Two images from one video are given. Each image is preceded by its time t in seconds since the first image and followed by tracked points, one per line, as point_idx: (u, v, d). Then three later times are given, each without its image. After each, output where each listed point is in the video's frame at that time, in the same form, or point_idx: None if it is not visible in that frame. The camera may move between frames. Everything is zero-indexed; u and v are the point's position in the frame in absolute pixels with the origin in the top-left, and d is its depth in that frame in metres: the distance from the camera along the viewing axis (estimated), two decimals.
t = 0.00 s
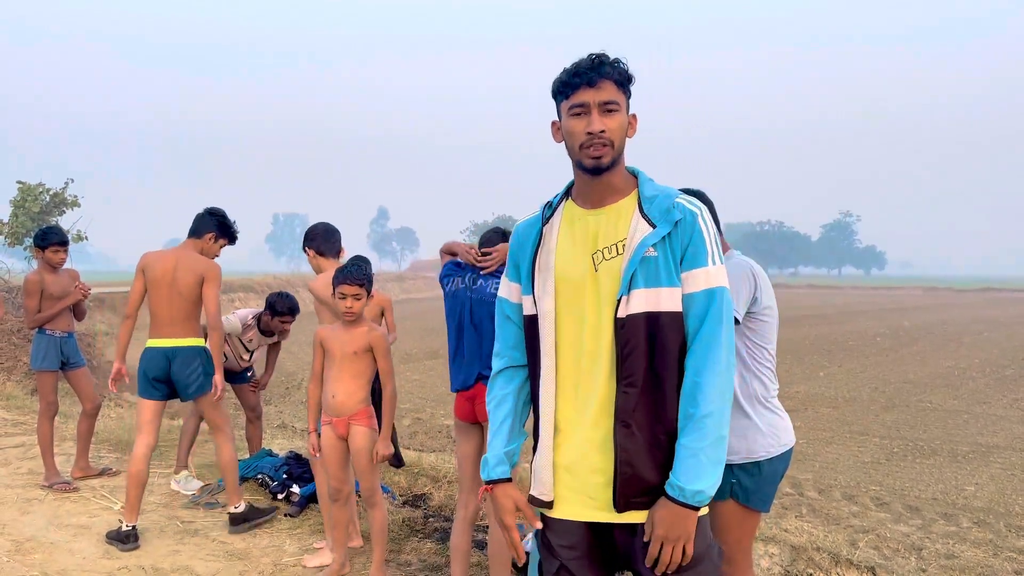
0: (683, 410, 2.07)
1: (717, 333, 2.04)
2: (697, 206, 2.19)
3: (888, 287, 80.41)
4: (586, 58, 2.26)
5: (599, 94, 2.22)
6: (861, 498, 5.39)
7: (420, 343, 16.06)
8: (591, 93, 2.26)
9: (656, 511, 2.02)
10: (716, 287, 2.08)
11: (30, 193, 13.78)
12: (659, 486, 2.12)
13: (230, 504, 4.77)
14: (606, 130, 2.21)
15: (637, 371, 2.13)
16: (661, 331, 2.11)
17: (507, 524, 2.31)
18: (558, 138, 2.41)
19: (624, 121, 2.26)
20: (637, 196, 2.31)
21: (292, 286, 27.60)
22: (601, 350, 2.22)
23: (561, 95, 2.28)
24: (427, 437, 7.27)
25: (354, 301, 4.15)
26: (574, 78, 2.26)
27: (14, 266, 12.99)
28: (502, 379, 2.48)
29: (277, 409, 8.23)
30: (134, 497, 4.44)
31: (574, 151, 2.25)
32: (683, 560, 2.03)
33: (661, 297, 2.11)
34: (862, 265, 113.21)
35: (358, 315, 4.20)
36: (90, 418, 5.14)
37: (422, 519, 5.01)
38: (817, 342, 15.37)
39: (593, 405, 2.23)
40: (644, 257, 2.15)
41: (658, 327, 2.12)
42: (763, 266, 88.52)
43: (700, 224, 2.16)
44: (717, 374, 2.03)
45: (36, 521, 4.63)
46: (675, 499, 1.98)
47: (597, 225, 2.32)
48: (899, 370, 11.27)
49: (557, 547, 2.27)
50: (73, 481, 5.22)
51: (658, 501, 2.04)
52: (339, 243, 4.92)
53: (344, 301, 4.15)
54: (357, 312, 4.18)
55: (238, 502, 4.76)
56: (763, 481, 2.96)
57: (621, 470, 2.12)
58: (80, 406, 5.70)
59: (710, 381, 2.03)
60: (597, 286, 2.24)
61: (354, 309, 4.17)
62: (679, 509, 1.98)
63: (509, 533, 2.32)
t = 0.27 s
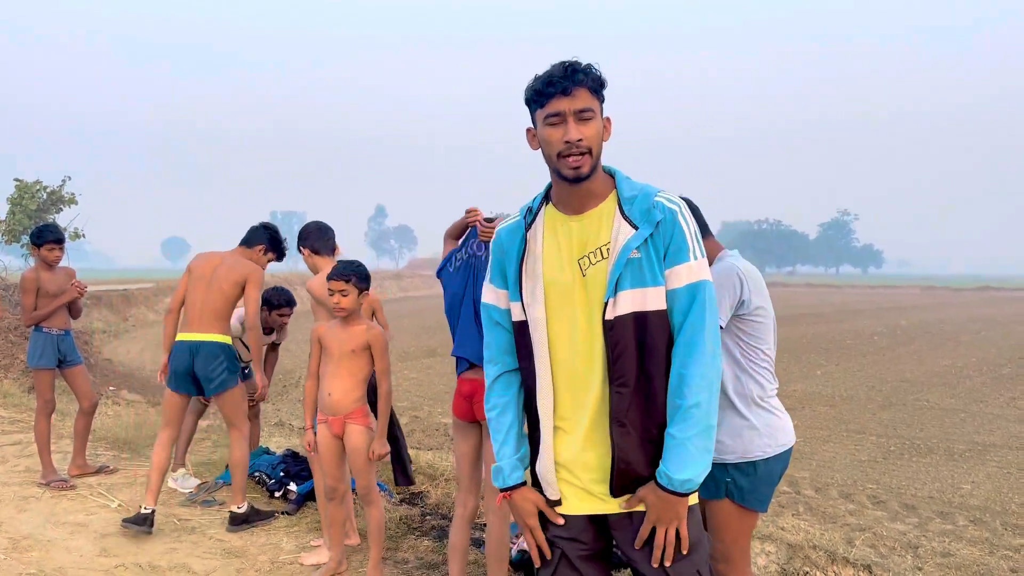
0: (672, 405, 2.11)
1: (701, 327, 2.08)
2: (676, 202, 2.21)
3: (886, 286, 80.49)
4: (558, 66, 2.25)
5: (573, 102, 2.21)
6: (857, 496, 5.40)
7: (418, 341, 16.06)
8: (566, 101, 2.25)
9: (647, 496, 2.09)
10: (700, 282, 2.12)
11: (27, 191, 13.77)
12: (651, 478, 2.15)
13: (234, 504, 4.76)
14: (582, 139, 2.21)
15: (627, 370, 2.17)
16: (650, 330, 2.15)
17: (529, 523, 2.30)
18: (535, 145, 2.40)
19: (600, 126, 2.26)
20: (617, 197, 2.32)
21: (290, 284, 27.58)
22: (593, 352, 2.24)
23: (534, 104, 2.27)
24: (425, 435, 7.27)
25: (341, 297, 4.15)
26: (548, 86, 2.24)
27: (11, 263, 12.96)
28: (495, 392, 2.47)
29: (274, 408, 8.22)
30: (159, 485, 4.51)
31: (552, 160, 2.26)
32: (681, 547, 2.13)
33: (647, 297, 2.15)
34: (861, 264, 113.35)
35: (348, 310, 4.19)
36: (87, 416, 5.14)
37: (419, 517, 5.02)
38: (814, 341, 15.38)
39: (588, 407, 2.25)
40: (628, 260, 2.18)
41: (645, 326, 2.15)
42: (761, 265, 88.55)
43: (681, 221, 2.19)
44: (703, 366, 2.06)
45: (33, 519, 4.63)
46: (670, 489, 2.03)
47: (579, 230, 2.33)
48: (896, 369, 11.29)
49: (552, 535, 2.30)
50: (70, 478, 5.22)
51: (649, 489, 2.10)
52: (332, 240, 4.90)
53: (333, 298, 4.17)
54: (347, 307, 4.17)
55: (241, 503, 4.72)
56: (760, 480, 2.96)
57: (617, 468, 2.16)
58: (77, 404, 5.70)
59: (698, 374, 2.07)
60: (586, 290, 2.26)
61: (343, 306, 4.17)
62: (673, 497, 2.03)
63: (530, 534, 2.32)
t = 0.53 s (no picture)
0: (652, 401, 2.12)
1: (679, 323, 2.09)
2: (654, 203, 2.22)
3: (883, 284, 80.65)
4: (528, 74, 2.29)
5: (547, 106, 2.24)
6: (852, 494, 5.42)
7: (415, 338, 16.05)
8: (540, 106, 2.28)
9: (629, 491, 2.13)
10: (680, 280, 2.13)
11: (23, 187, 13.73)
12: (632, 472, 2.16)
13: (229, 500, 4.77)
14: (558, 141, 2.23)
15: (609, 370, 2.18)
16: (631, 329, 2.17)
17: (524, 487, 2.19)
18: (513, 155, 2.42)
19: (575, 128, 2.29)
20: (596, 200, 2.32)
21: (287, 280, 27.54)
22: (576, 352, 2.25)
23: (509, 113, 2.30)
24: (421, 432, 7.28)
25: (322, 289, 4.19)
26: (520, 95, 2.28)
27: (7, 259, 12.90)
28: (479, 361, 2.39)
29: (271, 405, 8.22)
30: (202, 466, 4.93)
31: (530, 166, 2.27)
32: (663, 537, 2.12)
33: (628, 297, 2.17)
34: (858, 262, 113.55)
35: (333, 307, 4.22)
36: (83, 413, 5.14)
37: (415, 514, 5.03)
38: (810, 339, 15.42)
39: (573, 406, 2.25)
40: (608, 262, 2.19)
41: (625, 326, 2.17)
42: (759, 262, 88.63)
43: (659, 222, 2.20)
44: (681, 360, 2.07)
45: (29, 516, 4.62)
46: (652, 484, 2.03)
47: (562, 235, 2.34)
48: (892, 366, 11.32)
49: (543, 525, 2.32)
50: (66, 475, 5.21)
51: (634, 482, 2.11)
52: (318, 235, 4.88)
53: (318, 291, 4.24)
54: (331, 304, 4.21)
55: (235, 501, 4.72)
56: (755, 477, 2.95)
57: (603, 466, 2.18)
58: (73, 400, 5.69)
59: (677, 369, 2.08)
60: (569, 292, 2.28)
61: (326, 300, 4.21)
62: (655, 492, 2.04)
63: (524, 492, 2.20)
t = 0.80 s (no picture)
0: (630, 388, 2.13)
1: (666, 314, 2.12)
2: (654, 198, 2.25)
3: (881, 281, 80.79)
4: (507, 90, 2.32)
5: (537, 111, 2.26)
6: (847, 490, 5.44)
7: (412, 335, 16.04)
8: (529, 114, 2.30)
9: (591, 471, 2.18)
10: (672, 273, 2.15)
11: (19, 182, 13.69)
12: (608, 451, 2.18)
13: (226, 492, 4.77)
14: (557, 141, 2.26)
15: (598, 354, 2.22)
16: (621, 318, 2.20)
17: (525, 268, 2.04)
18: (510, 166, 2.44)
19: (566, 125, 2.33)
20: (599, 193, 2.37)
21: (284, 276, 27.49)
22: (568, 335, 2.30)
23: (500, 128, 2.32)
24: (417, 428, 7.28)
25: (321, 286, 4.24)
26: (508, 107, 2.29)
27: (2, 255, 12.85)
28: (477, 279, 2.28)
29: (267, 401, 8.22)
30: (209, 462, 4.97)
31: (535, 171, 2.30)
32: (617, 523, 2.19)
33: (621, 286, 2.20)
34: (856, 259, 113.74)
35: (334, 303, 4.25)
36: (79, 408, 5.14)
37: (411, 510, 5.04)
38: (806, 335, 15.44)
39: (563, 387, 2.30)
40: (606, 251, 2.22)
41: (617, 314, 2.20)
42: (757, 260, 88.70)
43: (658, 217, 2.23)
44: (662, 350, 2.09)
45: (24, 511, 4.63)
46: (616, 467, 2.08)
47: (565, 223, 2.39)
48: (888, 364, 11.35)
49: (536, 519, 2.35)
50: (62, 470, 5.21)
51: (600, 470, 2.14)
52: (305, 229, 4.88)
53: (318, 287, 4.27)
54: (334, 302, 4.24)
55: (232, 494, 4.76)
56: (747, 473, 2.96)
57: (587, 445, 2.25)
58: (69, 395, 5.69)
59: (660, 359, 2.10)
60: (566, 276, 2.33)
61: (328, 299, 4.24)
62: (617, 475, 2.09)
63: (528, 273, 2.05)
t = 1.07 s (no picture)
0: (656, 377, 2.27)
1: (688, 309, 2.33)
2: (669, 197, 2.46)
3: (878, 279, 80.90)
4: (536, 80, 2.39)
5: (560, 103, 2.30)
6: (841, 485, 5.46)
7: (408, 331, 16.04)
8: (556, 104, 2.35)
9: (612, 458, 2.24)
10: (690, 268, 2.36)
11: (15, 176, 13.67)
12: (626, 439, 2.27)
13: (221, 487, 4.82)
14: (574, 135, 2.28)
15: (621, 340, 2.34)
16: (645, 307, 2.34)
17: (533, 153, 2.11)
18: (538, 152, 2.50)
19: (590, 120, 2.33)
20: (617, 188, 2.51)
21: (281, 271, 27.46)
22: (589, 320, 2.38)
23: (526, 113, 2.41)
24: (413, 423, 7.30)
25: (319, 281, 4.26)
26: (535, 96, 2.37)
27: None
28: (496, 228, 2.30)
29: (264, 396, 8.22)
30: (208, 457, 4.98)
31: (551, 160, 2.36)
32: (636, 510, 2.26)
33: (646, 275, 2.34)
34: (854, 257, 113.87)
35: (333, 298, 4.25)
36: (75, 402, 5.14)
37: (407, 504, 5.06)
38: (802, 332, 15.47)
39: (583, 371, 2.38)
40: (632, 242, 2.36)
41: (640, 304, 2.34)
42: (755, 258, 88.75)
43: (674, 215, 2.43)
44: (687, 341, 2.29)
45: (21, 504, 4.64)
46: (642, 450, 2.18)
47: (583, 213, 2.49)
48: (883, 360, 11.38)
49: (546, 517, 2.35)
50: (59, 464, 5.22)
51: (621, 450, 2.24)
52: (308, 221, 4.91)
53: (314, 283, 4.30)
54: (330, 296, 4.26)
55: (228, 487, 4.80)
56: (743, 467, 2.96)
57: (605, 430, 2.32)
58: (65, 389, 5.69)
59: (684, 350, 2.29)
60: (588, 263, 2.41)
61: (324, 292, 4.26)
62: (647, 459, 2.19)
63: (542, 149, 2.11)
